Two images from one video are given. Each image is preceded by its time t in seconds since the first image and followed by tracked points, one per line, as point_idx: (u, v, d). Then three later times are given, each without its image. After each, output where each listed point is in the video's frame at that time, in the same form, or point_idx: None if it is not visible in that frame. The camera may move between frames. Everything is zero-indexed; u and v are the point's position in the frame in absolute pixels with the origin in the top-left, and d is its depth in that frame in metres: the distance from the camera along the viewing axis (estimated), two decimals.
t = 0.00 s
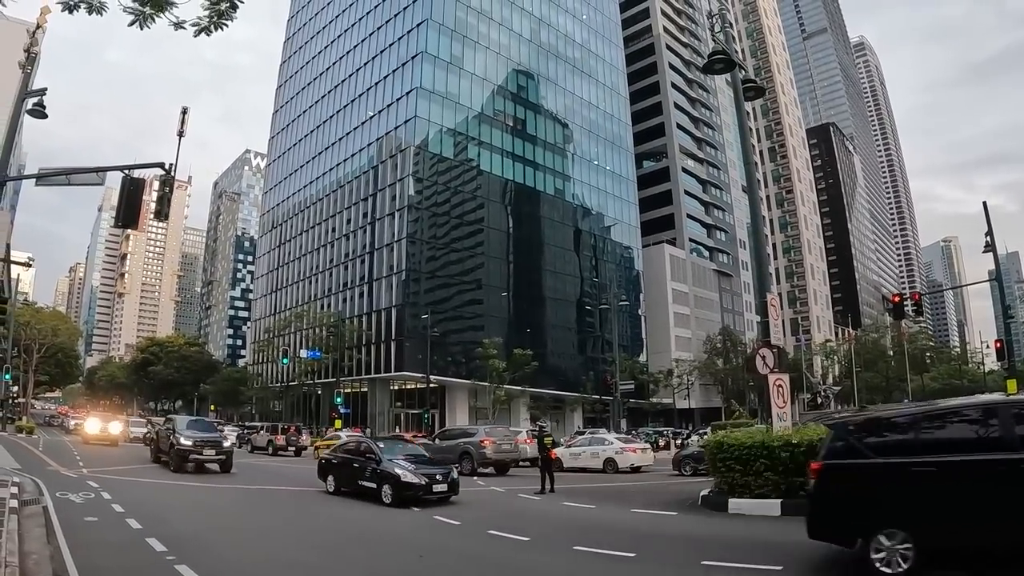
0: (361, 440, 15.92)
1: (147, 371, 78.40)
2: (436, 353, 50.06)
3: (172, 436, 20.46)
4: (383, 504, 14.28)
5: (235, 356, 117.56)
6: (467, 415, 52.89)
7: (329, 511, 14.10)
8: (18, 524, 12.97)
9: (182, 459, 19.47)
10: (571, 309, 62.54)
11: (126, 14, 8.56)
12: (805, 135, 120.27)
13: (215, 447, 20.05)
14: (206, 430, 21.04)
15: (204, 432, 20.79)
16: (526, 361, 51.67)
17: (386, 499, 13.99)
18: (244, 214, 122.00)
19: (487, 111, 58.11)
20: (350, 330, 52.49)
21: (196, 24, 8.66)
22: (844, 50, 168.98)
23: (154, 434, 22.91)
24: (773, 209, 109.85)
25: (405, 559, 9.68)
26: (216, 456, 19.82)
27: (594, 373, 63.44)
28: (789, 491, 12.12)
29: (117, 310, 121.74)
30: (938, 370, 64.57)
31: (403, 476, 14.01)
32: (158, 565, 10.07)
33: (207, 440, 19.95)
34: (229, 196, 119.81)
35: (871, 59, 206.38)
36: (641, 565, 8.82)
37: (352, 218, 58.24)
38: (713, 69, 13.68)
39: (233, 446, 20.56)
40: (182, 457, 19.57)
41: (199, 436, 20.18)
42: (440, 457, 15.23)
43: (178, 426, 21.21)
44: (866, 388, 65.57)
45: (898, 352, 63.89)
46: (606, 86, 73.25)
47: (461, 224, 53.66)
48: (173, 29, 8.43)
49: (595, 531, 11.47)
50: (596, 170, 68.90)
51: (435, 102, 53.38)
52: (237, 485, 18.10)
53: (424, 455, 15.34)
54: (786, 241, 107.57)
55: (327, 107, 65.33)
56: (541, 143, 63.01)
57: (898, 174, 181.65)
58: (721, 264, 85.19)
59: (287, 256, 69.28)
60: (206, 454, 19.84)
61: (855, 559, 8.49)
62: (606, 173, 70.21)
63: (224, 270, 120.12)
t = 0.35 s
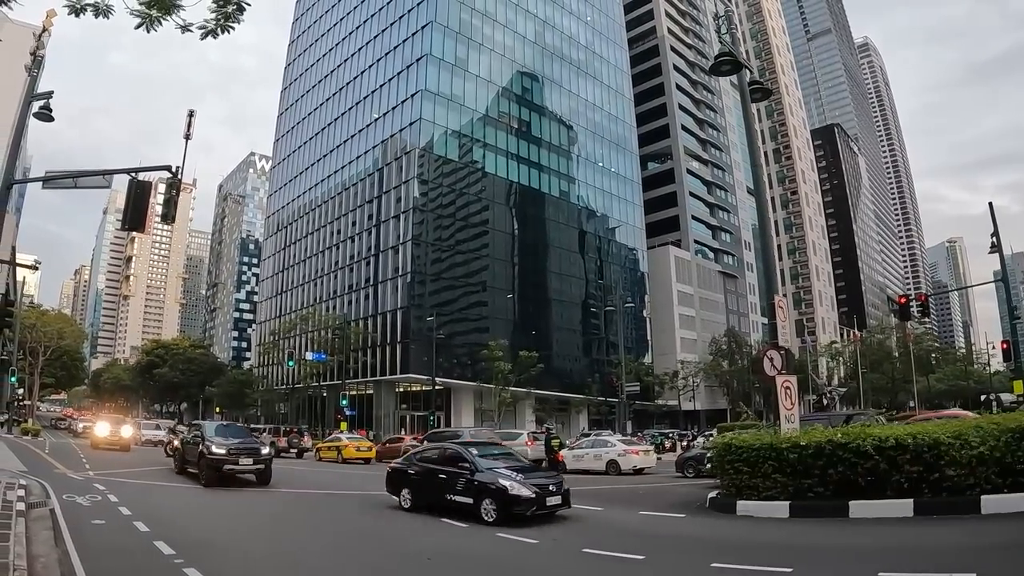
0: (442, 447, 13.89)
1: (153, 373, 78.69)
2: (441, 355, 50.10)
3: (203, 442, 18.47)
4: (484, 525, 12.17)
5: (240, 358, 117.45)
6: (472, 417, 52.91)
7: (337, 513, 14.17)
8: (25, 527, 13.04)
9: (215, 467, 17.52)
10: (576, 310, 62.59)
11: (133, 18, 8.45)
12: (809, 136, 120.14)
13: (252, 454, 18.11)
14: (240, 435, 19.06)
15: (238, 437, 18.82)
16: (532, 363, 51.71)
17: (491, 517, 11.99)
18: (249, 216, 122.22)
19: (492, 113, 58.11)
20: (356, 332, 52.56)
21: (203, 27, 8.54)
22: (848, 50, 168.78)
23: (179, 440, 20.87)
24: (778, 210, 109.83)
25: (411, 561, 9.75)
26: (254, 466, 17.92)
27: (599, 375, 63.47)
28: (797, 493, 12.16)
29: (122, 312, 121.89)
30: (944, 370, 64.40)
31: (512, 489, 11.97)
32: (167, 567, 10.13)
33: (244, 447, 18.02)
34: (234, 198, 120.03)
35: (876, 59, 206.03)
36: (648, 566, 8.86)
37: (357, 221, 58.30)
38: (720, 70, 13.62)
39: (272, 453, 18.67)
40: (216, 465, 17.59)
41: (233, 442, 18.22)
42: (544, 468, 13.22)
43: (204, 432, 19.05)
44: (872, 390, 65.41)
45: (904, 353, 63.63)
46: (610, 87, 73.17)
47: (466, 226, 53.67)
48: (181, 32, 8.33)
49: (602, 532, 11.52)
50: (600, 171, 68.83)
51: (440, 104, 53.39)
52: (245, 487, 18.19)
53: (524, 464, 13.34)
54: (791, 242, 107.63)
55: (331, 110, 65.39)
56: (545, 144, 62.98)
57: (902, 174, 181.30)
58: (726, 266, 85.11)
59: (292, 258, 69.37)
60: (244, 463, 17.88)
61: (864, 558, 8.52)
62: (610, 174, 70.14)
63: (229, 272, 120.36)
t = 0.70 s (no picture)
0: (556, 451, 11.93)
1: (156, 374, 78.80)
2: (445, 355, 50.13)
3: (240, 450, 15.95)
4: (632, 543, 10.32)
5: (243, 359, 117.70)
6: (476, 417, 52.96)
7: (341, 514, 14.17)
8: (29, 528, 13.07)
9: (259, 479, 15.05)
10: (579, 310, 62.59)
11: (137, 16, 8.44)
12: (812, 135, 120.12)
13: (300, 463, 15.61)
14: (283, 441, 16.56)
15: (279, 444, 16.32)
16: (535, 363, 51.74)
17: (642, 536, 10.20)
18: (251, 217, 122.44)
19: (494, 113, 58.10)
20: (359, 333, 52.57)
21: (207, 26, 8.57)
22: (851, 50, 168.76)
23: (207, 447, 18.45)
24: (781, 209, 109.78)
25: (417, 560, 9.76)
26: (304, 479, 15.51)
27: (602, 375, 63.47)
28: (805, 492, 12.14)
29: (125, 313, 122.06)
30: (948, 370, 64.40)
31: (669, 499, 10.05)
32: (170, 568, 10.16)
33: (290, 455, 15.53)
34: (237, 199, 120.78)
35: (878, 59, 206.18)
36: (655, 566, 8.86)
37: (360, 221, 58.31)
38: (725, 69, 13.63)
39: (321, 462, 16.16)
40: (258, 478, 15.09)
41: (277, 450, 15.73)
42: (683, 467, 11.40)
43: (241, 437, 16.50)
44: (876, 389, 65.39)
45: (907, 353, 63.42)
46: (612, 86, 73.10)
47: (469, 226, 53.70)
48: (185, 32, 8.30)
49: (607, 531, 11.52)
50: (602, 171, 68.79)
51: (443, 105, 53.38)
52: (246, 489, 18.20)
53: (661, 465, 11.46)
54: (794, 242, 107.61)
55: (334, 111, 65.36)
56: (548, 144, 62.96)
57: (905, 174, 181.51)
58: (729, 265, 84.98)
59: (295, 259, 69.42)
60: (291, 474, 15.34)
61: (871, 558, 8.53)
62: (613, 173, 70.10)
63: (232, 273, 120.51)
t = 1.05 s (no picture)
0: (727, 442, 10.18)
1: (156, 373, 78.69)
2: (446, 354, 50.18)
3: (293, 457, 13.62)
4: (853, 555, 8.73)
5: (244, 357, 117.69)
6: (477, 415, 53.03)
7: (343, 512, 14.13)
8: (29, 526, 13.03)
9: (323, 490, 12.69)
10: (581, 309, 62.60)
11: (138, 11, 8.41)
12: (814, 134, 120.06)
13: (374, 472, 13.29)
14: (344, 445, 14.22)
15: (344, 449, 13.88)
16: (537, 362, 51.80)
17: (862, 544, 8.70)
18: (252, 216, 122.35)
19: (496, 111, 58.10)
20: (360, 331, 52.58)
21: (210, 20, 8.56)
22: (852, 48, 168.67)
23: (243, 453, 16.22)
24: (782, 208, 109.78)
25: (421, 560, 9.69)
26: (376, 491, 13.17)
27: (603, 373, 63.47)
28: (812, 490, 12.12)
29: (126, 312, 121.96)
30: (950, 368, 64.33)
31: (901, 498, 8.57)
32: (171, 567, 10.09)
33: (361, 461, 13.22)
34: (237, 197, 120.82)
35: (879, 58, 206.19)
36: (663, 565, 8.83)
37: (361, 219, 58.30)
38: (731, 65, 13.69)
39: (395, 469, 13.79)
40: (322, 490, 12.70)
41: (343, 456, 13.35)
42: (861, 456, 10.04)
43: (298, 443, 14.06)
44: (878, 388, 65.31)
45: (909, 352, 63.38)
46: (614, 84, 73.06)
47: (471, 225, 53.72)
48: (186, 26, 8.29)
49: (614, 530, 11.49)
50: (604, 169, 68.78)
51: (444, 103, 53.40)
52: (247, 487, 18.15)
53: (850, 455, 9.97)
54: (796, 241, 107.57)
55: (335, 109, 65.36)
56: (549, 143, 62.98)
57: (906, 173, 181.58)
58: (730, 263, 85.01)
59: (296, 258, 69.41)
60: (361, 484, 12.97)
61: (878, 556, 8.49)
62: (614, 172, 70.11)
63: (233, 272, 120.37)
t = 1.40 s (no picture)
0: (984, 420, 8.60)
1: (157, 369, 78.60)
2: (448, 350, 50.19)
3: (380, 463, 10.24)
4: (867, 551, 8.56)
5: (245, 354, 117.73)
6: (479, 411, 53.04)
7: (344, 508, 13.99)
8: (25, 524, 12.96)
9: (434, 510, 9.25)
10: (582, 305, 62.61)
11: None
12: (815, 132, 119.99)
13: (496, 480, 9.96)
14: (438, 446, 10.94)
15: (446, 450, 10.59)
16: (538, 358, 51.82)
17: None
18: (253, 212, 122.18)
19: (498, 107, 58.07)
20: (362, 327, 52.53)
21: (209, 10, 8.52)
22: (854, 46, 168.52)
23: (296, 461, 12.84)
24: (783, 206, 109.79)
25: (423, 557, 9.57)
26: (501, 505, 9.86)
27: (605, 370, 63.45)
28: (821, 487, 11.96)
29: (127, 308, 121.83)
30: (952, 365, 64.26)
31: None
32: (168, 566, 9.94)
33: (480, 467, 9.81)
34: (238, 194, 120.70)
35: (881, 55, 206.02)
36: (671, 563, 8.69)
37: (362, 215, 58.29)
38: (737, 56, 13.61)
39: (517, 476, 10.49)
40: (433, 508, 9.24)
41: (450, 460, 9.97)
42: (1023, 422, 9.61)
43: (382, 445, 10.68)
44: (880, 384, 65.21)
45: (911, 349, 63.30)
46: (615, 80, 72.99)
47: (472, 221, 53.71)
48: (183, 14, 8.22)
49: (620, 528, 11.36)
50: (605, 165, 68.73)
51: (446, 98, 53.37)
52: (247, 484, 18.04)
53: None
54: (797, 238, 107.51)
55: (336, 104, 65.29)
56: (550, 138, 62.96)
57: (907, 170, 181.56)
58: (732, 260, 85.04)
59: (296, 253, 69.34)
60: (485, 497, 9.63)
61: (889, 552, 8.35)
62: (616, 168, 70.09)
63: (234, 268, 120.17)
